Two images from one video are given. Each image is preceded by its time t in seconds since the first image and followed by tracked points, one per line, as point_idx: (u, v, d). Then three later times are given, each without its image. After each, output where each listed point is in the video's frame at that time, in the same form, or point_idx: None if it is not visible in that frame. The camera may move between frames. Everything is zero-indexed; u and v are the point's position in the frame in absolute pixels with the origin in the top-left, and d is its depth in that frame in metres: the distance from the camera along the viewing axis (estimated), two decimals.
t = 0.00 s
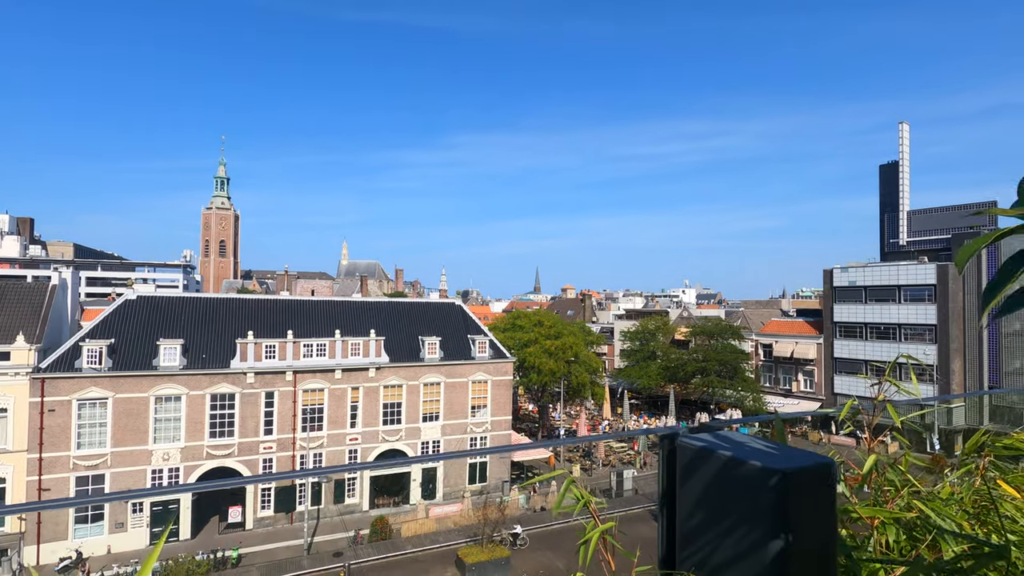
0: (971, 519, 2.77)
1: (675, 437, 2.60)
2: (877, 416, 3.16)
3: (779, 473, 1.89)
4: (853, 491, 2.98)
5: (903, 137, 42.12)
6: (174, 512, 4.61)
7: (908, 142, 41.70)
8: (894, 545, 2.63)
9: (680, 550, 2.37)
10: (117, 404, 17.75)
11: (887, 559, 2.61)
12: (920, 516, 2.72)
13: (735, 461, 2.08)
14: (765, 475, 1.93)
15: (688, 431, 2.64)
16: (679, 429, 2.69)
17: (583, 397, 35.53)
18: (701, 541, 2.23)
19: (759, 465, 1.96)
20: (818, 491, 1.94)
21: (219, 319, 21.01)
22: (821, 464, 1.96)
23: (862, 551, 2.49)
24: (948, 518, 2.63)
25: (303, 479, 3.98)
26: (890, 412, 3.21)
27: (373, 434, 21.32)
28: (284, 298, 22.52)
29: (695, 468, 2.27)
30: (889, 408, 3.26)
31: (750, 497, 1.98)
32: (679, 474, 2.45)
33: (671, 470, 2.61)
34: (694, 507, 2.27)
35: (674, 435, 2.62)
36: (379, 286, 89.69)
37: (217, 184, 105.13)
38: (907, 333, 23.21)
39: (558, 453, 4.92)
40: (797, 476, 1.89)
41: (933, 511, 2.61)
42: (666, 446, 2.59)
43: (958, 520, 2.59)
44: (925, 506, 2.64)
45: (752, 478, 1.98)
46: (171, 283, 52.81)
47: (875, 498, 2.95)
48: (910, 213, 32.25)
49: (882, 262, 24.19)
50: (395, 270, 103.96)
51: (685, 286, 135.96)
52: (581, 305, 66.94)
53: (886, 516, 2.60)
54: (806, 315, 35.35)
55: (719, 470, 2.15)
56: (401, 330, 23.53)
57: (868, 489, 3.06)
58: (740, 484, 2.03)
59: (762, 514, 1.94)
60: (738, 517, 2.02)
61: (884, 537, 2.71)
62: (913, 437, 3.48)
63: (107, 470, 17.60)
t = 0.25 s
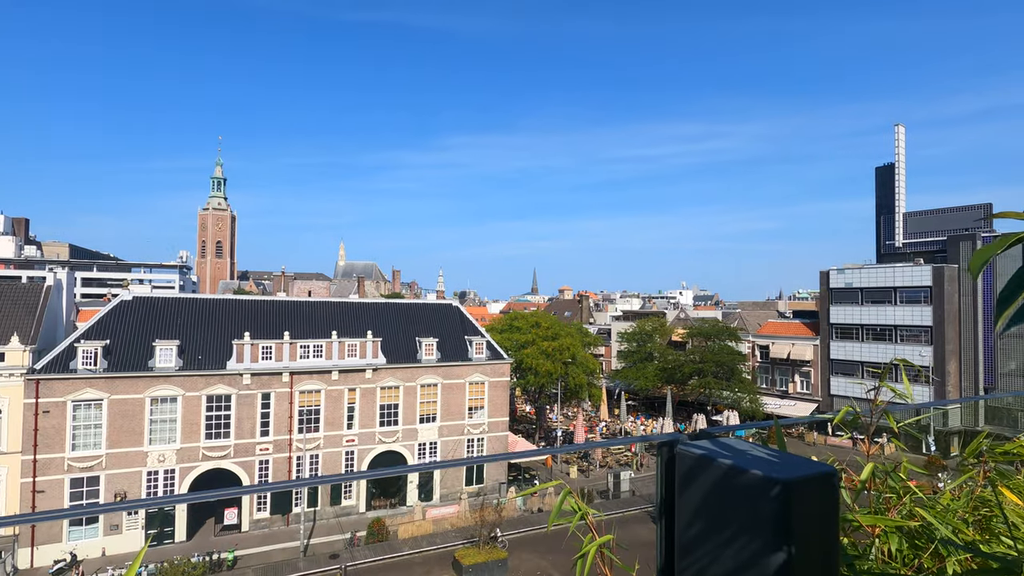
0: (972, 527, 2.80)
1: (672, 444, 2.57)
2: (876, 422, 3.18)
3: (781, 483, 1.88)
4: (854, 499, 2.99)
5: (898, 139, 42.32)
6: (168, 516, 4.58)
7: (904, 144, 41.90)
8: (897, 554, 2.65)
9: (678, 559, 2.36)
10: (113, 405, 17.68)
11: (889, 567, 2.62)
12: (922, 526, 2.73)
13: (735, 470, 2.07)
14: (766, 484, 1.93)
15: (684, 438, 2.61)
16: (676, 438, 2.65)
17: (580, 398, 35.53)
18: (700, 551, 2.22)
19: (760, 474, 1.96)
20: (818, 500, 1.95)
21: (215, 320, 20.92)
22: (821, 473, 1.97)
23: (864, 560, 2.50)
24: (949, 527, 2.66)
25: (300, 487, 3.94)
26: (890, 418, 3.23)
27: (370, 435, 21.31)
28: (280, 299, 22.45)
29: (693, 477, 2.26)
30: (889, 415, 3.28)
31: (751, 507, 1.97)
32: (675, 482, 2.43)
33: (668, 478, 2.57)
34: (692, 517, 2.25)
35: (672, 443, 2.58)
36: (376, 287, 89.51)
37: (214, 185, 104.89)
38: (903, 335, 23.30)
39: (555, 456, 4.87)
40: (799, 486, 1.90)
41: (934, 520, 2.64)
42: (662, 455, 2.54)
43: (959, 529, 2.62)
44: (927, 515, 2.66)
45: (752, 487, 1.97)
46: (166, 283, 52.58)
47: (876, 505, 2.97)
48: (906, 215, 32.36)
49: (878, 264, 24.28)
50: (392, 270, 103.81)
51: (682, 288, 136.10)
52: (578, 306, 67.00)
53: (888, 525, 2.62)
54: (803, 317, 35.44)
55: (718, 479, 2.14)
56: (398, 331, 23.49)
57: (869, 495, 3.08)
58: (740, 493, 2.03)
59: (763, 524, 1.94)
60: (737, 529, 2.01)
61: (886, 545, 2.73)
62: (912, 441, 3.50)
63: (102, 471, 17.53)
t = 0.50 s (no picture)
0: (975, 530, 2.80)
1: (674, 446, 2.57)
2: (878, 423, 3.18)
3: (785, 486, 1.88)
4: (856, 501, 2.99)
5: (894, 140, 42.51)
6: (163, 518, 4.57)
7: (899, 145, 42.08)
8: (901, 557, 2.66)
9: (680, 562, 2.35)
10: (108, 405, 17.60)
11: (894, 570, 2.62)
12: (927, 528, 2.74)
13: (738, 471, 2.07)
14: (770, 486, 1.93)
15: (685, 439, 2.62)
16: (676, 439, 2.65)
17: (577, 398, 35.53)
18: (702, 555, 2.21)
19: (763, 477, 1.96)
20: (822, 503, 1.95)
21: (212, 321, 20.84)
22: (825, 476, 1.97)
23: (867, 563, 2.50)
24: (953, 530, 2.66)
25: (296, 490, 3.90)
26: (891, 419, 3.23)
27: (367, 436, 21.29)
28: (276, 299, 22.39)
29: (696, 479, 2.26)
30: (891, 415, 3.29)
31: (754, 509, 1.98)
32: (677, 483, 2.43)
33: (669, 480, 2.57)
34: (694, 520, 2.25)
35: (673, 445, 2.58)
36: (373, 288, 89.44)
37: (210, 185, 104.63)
38: (899, 335, 23.38)
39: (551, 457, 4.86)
40: (803, 489, 1.90)
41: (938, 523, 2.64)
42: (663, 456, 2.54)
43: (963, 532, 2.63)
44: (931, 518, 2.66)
45: (756, 489, 1.97)
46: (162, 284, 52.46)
47: (878, 507, 2.97)
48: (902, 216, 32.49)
49: (874, 264, 24.38)
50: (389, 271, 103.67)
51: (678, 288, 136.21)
52: (575, 306, 67.03)
53: (892, 528, 2.62)
54: (800, 317, 35.54)
55: (721, 481, 2.14)
56: (395, 331, 23.47)
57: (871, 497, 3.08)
58: (743, 495, 2.03)
59: (766, 527, 1.94)
60: (740, 531, 2.02)
61: (889, 548, 2.73)
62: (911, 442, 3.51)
63: (97, 472, 17.45)
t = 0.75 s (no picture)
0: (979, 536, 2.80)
1: (675, 452, 2.56)
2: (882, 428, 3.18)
3: (791, 494, 1.88)
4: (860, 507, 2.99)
5: (890, 141, 42.62)
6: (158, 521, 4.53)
7: (896, 146, 42.17)
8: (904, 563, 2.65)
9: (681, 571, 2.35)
10: (104, 405, 17.56)
11: None
12: (931, 535, 2.73)
13: (742, 479, 2.06)
14: (775, 495, 1.92)
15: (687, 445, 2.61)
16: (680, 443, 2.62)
17: (575, 398, 35.52)
18: (703, 563, 2.21)
19: (768, 485, 1.96)
20: (826, 512, 1.94)
21: (208, 320, 20.80)
22: (831, 484, 1.97)
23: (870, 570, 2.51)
24: (955, 536, 2.66)
25: (292, 499, 3.88)
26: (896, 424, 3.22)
27: (364, 436, 21.26)
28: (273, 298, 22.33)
29: (698, 485, 2.26)
30: (894, 419, 3.26)
31: (758, 518, 1.97)
32: (679, 490, 2.42)
33: (671, 487, 2.57)
34: (696, 529, 2.25)
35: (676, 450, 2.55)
36: (371, 288, 89.40)
37: (208, 184, 104.38)
38: (895, 336, 23.44)
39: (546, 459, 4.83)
40: (808, 498, 1.89)
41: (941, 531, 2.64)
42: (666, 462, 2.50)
43: (967, 539, 2.62)
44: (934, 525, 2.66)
45: (761, 497, 1.97)
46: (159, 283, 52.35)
47: (882, 513, 2.97)
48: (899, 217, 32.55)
49: (871, 265, 24.44)
50: (387, 271, 103.53)
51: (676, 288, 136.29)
52: (573, 306, 67.10)
53: (894, 535, 2.62)
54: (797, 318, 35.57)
55: (724, 488, 2.13)
56: (393, 331, 23.43)
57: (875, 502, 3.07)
58: (746, 503, 2.03)
59: (770, 537, 1.94)
60: (743, 541, 2.01)
61: (891, 553, 2.73)
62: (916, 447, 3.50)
63: (93, 472, 17.41)
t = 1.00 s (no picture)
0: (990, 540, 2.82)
1: (685, 455, 2.56)
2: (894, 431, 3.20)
3: (807, 498, 1.88)
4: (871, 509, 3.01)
5: (888, 141, 42.70)
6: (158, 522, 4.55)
7: (893, 147, 42.27)
8: (916, 567, 2.67)
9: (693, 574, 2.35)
10: (101, 405, 17.51)
11: None
12: (942, 539, 2.75)
13: (756, 483, 2.06)
14: (792, 499, 1.92)
15: (697, 448, 2.61)
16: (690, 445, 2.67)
17: (573, 398, 35.55)
18: (717, 567, 2.21)
19: (785, 488, 1.96)
20: (843, 515, 1.95)
21: (206, 319, 20.75)
22: (846, 486, 1.98)
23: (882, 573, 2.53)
24: (967, 540, 2.68)
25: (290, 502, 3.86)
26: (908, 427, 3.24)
27: (362, 436, 21.24)
28: (271, 298, 22.29)
29: (711, 488, 2.25)
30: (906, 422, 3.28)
31: (774, 522, 1.97)
32: (690, 493, 2.42)
33: (681, 490, 2.56)
34: (708, 533, 2.25)
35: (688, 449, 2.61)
36: (368, 288, 89.36)
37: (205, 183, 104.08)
38: (892, 336, 23.51)
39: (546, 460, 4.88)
40: (825, 501, 1.89)
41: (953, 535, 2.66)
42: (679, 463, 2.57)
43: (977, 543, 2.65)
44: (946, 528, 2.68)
45: (777, 501, 1.97)
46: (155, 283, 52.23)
47: (893, 515, 2.99)
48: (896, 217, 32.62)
49: (868, 265, 24.51)
50: (385, 270, 103.44)
51: (674, 288, 136.02)
52: (570, 306, 67.16)
53: (906, 538, 2.64)
54: (794, 318, 35.63)
55: (738, 491, 2.13)
56: (391, 330, 23.42)
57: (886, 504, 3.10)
58: (762, 507, 2.02)
59: (786, 540, 1.94)
60: (759, 545, 2.01)
61: (903, 557, 2.75)
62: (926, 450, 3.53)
63: (90, 472, 17.38)
